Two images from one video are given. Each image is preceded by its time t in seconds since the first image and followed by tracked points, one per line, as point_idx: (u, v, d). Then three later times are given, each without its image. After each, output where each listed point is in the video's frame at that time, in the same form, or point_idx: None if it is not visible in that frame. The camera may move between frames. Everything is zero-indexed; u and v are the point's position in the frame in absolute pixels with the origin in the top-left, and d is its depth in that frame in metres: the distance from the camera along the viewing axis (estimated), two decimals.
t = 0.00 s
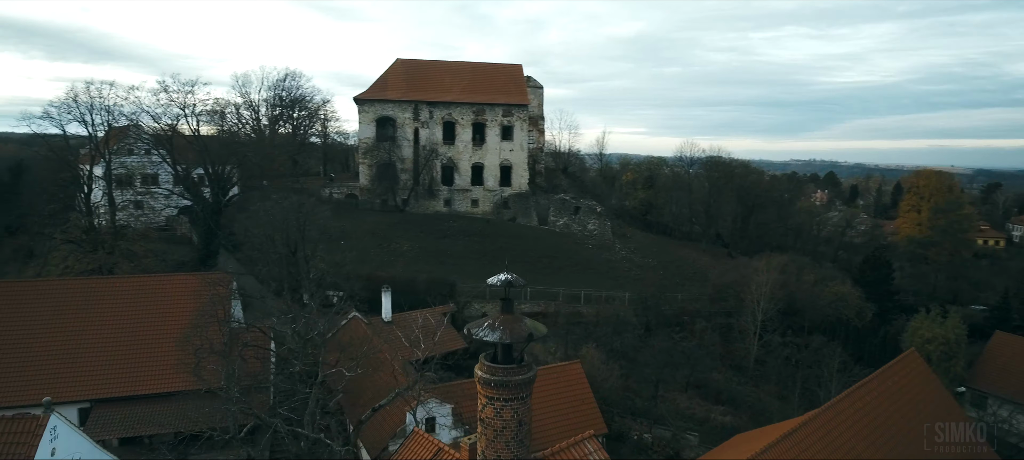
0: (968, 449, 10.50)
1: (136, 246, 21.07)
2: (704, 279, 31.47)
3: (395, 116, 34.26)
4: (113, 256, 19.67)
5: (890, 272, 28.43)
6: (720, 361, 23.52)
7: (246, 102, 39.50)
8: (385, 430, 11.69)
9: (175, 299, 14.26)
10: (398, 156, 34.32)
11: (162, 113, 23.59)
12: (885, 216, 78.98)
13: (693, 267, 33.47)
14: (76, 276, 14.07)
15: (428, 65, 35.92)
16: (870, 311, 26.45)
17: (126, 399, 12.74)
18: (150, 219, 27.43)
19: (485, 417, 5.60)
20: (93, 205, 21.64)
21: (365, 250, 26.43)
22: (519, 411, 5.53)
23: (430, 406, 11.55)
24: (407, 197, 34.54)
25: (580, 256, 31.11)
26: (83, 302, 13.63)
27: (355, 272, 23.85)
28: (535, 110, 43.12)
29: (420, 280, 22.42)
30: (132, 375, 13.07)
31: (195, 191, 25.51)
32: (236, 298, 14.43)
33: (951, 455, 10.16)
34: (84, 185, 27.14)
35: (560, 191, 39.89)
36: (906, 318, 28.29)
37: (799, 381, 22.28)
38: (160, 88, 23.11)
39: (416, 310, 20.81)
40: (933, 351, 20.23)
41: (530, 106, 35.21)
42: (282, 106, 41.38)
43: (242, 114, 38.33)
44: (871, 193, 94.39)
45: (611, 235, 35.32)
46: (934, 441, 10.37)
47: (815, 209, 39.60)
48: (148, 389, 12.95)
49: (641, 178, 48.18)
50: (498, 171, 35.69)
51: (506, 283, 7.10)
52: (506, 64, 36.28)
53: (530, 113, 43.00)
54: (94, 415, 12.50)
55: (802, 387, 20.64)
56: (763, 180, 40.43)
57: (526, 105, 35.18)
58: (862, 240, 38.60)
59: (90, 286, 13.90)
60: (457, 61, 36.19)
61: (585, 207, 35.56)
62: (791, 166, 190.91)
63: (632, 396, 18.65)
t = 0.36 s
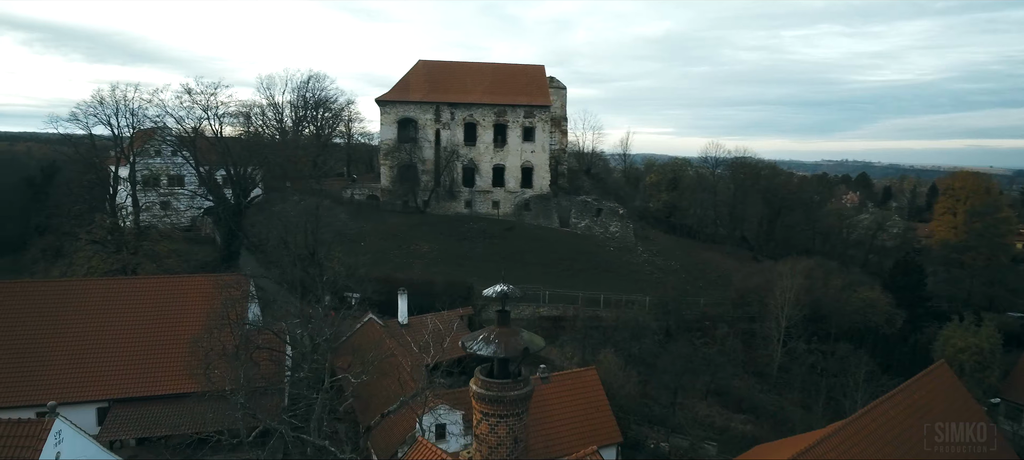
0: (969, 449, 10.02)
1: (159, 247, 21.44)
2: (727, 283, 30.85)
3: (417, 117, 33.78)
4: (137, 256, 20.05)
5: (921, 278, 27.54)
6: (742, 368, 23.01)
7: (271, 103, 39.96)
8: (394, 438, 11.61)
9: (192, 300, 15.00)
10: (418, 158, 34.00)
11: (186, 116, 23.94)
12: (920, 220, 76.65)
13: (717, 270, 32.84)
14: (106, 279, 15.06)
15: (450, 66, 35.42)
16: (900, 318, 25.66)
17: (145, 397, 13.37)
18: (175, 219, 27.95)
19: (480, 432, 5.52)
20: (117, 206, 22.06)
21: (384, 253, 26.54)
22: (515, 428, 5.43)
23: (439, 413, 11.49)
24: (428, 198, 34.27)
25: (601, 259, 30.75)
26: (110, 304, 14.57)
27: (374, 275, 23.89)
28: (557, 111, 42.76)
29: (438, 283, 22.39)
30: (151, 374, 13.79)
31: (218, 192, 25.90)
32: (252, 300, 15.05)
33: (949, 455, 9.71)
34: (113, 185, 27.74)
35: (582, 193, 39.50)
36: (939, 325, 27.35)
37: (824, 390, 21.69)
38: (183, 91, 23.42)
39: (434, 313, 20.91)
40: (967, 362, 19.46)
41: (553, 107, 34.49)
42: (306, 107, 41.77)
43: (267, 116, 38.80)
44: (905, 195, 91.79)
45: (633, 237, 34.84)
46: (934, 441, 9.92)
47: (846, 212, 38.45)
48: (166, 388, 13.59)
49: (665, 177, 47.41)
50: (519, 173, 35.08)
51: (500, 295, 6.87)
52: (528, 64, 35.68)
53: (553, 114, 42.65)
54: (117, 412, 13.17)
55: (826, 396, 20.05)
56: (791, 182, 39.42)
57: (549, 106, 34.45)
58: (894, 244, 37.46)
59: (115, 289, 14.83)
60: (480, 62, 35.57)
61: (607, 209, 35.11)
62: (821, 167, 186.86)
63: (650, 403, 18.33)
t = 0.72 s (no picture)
0: (967, 449, 10.57)
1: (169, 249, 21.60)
2: (743, 288, 30.26)
3: (429, 119, 33.11)
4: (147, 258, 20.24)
5: (944, 284, 26.74)
6: (756, 375, 22.48)
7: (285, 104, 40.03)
8: (394, 449, 11.38)
9: (196, 304, 15.04)
10: (430, 159, 33.28)
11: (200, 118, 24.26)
12: (944, 222, 74.82)
13: (733, 275, 32.22)
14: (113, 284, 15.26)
15: (463, 66, 34.55)
16: (922, 326, 24.90)
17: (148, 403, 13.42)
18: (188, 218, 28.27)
19: (465, 458, 5.36)
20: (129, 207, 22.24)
21: (394, 257, 26.40)
22: (500, 454, 5.26)
23: (440, 423, 11.23)
24: (439, 201, 33.48)
25: (614, 262, 30.32)
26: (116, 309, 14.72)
27: (383, 279, 23.77)
28: (571, 112, 42.38)
29: (447, 287, 22.25)
30: (155, 379, 13.86)
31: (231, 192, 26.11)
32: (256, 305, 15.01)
33: (950, 454, 10.27)
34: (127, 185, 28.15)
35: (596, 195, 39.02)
36: (962, 333, 26.52)
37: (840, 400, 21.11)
38: (193, 95, 23.51)
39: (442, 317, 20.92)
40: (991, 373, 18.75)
41: (567, 108, 33.74)
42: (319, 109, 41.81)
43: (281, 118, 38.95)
44: (929, 196, 89.73)
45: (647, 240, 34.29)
46: (933, 440, 10.48)
47: (867, 214, 37.51)
48: (169, 393, 13.64)
49: (681, 174, 46.48)
50: (532, 175, 34.34)
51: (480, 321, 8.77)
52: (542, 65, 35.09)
53: (567, 115, 42.27)
54: (121, 418, 13.25)
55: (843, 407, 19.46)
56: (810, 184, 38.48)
57: (563, 107, 33.69)
58: (917, 247, 36.52)
59: (120, 295, 14.98)
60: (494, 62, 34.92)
61: (621, 212, 34.58)
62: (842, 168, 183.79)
63: (660, 412, 17.97)
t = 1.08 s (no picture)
0: (966, 448, 10.59)
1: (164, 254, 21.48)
2: (749, 294, 29.71)
3: (431, 122, 32.60)
4: (142, 265, 20.17)
5: (956, 291, 26.07)
6: (762, 386, 21.94)
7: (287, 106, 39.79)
8: None
9: (185, 312, 14.83)
10: (432, 163, 32.63)
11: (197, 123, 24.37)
12: (956, 225, 73.70)
13: (739, 280, 31.66)
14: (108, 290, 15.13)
15: (465, 69, 34.14)
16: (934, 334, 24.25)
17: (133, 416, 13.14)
18: (187, 223, 28.52)
19: None
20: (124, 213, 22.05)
21: (393, 263, 26.05)
22: None
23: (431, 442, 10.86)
24: (440, 205, 32.55)
25: (618, 268, 29.88)
26: (109, 316, 14.55)
27: (382, 285, 23.48)
28: (576, 114, 41.97)
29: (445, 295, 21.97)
30: (143, 391, 13.59)
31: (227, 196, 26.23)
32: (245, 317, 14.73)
33: (950, 455, 10.27)
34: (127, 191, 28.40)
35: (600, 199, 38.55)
36: (975, 341, 25.84)
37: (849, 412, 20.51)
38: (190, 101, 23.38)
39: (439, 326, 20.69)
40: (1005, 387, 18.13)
41: (570, 111, 33.21)
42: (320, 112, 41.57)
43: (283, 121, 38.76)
44: (941, 199, 88.45)
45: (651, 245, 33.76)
46: (934, 441, 10.36)
47: (877, 218, 36.80)
48: (155, 404, 13.39)
49: (687, 177, 45.94)
50: (535, 179, 33.80)
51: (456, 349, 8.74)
52: (545, 67, 34.61)
53: (571, 117, 41.86)
54: (106, 430, 13.01)
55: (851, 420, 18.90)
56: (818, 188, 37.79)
57: (566, 110, 33.22)
58: (928, 252, 35.77)
59: (109, 302, 14.78)
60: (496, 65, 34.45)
61: (626, 216, 34.10)
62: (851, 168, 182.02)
63: (661, 425, 17.50)
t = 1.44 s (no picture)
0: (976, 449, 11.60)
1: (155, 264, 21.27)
2: (753, 303, 29.14)
3: (430, 128, 32.02)
4: (130, 277, 19.89)
5: (965, 303, 25.45)
6: (765, 402, 21.41)
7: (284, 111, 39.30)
8: None
9: (172, 328, 14.66)
10: (430, 169, 32.06)
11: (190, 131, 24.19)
12: (964, 228, 72.88)
13: (742, 289, 31.06)
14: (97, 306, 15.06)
15: (465, 73, 33.60)
16: (942, 348, 23.63)
17: (118, 436, 12.93)
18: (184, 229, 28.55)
19: None
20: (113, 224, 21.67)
21: (389, 273, 25.63)
22: None
23: None
24: (440, 211, 32.03)
25: (619, 277, 29.27)
26: (96, 333, 14.43)
27: (376, 297, 23.03)
28: (578, 118, 41.43)
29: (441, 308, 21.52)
30: (129, 409, 13.40)
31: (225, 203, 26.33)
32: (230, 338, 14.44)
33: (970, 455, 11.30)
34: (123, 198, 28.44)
35: (601, 205, 37.97)
36: (984, 354, 25.22)
37: (855, 429, 19.94)
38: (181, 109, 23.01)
39: (435, 340, 20.24)
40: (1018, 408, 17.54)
41: (571, 116, 32.58)
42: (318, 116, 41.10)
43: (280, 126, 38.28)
44: (949, 201, 87.48)
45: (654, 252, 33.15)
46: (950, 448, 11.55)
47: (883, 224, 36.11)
48: (139, 424, 13.14)
49: (691, 182, 45.35)
50: (535, 185, 33.18)
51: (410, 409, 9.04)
52: (545, 71, 33.98)
53: (573, 122, 41.32)
54: (87, 454, 12.80)
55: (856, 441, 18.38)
56: (824, 194, 37.08)
57: (567, 115, 32.59)
58: (936, 259, 35.05)
59: (96, 318, 14.63)
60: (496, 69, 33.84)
61: (627, 222, 33.51)
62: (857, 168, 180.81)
63: (661, 444, 17.00)
